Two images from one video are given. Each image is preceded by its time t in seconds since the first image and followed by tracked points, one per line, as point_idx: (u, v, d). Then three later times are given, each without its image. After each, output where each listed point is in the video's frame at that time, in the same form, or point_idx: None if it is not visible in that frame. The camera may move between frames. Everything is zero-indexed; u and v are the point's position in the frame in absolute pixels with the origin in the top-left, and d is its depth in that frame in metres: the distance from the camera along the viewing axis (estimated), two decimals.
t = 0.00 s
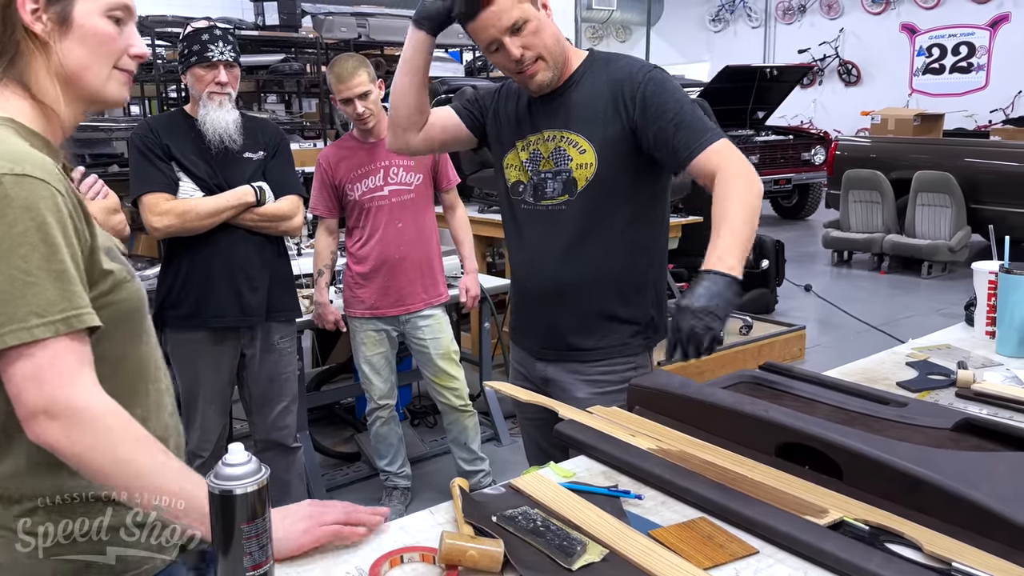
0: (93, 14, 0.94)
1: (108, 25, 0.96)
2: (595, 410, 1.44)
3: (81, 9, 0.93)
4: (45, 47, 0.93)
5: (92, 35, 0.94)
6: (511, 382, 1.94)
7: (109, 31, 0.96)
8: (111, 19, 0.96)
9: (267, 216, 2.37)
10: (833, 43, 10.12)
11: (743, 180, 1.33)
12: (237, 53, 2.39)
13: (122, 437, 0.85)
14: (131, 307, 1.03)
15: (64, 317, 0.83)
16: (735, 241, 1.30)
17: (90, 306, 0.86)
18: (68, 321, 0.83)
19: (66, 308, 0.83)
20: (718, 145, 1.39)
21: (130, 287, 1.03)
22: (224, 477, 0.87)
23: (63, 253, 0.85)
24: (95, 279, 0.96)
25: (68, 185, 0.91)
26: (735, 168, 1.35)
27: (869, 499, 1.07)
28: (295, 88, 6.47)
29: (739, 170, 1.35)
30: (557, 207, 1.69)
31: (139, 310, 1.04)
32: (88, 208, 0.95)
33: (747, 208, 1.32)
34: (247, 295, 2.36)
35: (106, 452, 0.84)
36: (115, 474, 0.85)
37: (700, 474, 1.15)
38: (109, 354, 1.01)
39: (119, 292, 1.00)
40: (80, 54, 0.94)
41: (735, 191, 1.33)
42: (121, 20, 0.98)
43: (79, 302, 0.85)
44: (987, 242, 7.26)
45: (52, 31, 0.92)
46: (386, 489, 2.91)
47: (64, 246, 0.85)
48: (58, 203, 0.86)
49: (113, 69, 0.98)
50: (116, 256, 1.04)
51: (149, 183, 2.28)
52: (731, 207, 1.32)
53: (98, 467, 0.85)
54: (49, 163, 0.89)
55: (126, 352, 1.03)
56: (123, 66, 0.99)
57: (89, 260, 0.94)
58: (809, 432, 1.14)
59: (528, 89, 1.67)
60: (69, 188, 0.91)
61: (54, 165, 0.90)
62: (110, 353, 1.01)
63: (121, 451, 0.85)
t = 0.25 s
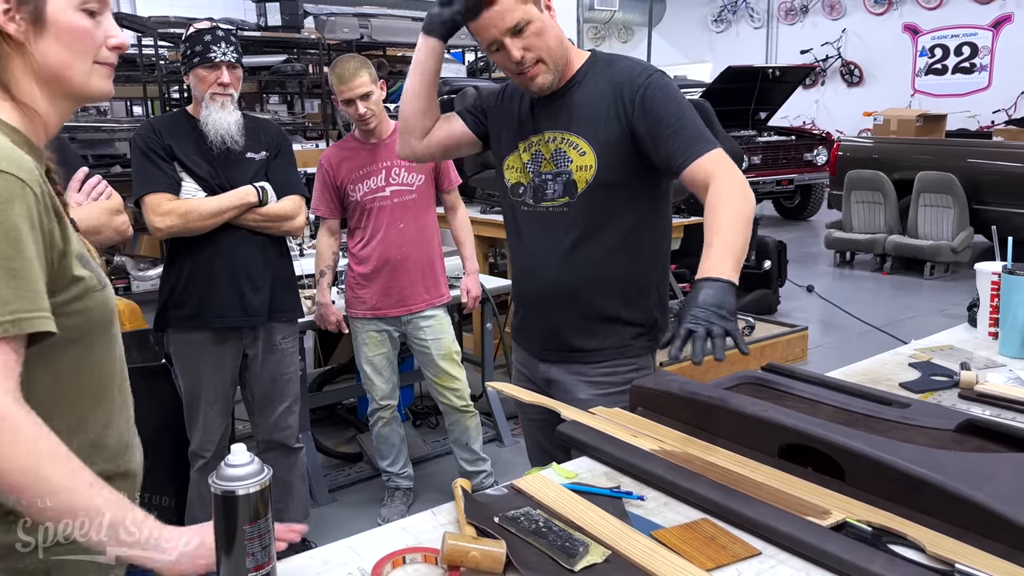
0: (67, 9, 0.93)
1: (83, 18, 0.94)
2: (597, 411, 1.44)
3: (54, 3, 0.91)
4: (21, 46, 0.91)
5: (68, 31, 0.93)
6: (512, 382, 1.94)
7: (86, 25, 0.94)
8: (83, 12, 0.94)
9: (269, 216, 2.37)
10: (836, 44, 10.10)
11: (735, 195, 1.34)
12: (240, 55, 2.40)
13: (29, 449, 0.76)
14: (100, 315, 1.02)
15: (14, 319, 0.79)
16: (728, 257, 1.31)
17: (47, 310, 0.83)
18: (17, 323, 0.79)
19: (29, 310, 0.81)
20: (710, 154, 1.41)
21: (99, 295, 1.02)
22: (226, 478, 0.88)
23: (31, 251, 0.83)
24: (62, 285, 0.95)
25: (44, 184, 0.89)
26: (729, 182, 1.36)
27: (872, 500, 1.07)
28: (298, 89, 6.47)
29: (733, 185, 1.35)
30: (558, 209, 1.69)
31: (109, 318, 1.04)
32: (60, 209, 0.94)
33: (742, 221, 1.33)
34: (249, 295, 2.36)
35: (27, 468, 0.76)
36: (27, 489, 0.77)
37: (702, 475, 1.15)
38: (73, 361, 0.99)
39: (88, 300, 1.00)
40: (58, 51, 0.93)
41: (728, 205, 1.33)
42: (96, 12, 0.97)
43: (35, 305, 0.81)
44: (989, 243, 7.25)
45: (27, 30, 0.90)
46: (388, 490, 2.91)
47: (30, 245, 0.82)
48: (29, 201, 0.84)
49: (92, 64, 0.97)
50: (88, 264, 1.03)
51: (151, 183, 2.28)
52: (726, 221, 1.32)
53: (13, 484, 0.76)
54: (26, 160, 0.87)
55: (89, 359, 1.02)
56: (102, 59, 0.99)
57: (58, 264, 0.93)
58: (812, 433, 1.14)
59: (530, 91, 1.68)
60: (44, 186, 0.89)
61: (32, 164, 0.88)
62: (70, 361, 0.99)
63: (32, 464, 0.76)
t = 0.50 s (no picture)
0: (43, 6, 0.95)
1: (61, 16, 0.97)
2: (599, 411, 1.44)
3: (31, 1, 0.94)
4: None
5: (43, 28, 0.96)
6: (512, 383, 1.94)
7: (61, 23, 0.97)
8: (62, 11, 0.97)
9: (271, 216, 2.37)
10: (837, 44, 10.10)
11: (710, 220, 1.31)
12: (242, 55, 2.41)
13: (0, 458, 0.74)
14: (88, 305, 1.03)
15: None
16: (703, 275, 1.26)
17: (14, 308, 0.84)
18: None
19: None
20: (685, 174, 1.40)
21: (85, 284, 1.03)
22: (229, 478, 0.89)
23: None
24: (40, 278, 0.97)
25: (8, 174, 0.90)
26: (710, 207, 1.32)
27: (874, 501, 1.07)
28: (300, 90, 6.48)
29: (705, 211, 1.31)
30: (556, 211, 1.70)
31: (100, 307, 1.05)
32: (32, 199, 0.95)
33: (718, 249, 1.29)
34: (252, 295, 2.36)
35: None
36: None
37: (704, 476, 1.15)
38: (65, 353, 1.01)
39: (72, 290, 1.01)
40: (32, 47, 0.96)
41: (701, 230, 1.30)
42: (74, 10, 0.99)
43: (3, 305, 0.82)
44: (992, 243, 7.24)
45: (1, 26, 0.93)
46: (390, 490, 2.91)
47: None
48: None
49: (68, 63, 1.00)
50: (71, 254, 1.04)
51: (153, 183, 2.28)
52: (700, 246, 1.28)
53: None
54: None
55: (81, 352, 1.02)
56: (78, 59, 1.01)
57: (33, 257, 0.95)
58: (814, 433, 1.14)
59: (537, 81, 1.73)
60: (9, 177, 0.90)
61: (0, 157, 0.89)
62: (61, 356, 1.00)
63: None
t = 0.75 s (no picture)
0: (40, 16, 0.95)
1: (56, 27, 0.97)
2: (601, 410, 1.44)
3: (27, 13, 0.94)
4: None
5: (39, 39, 0.96)
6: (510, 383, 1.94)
7: (57, 34, 0.97)
8: (58, 21, 0.97)
9: (273, 216, 2.37)
10: (839, 44, 10.10)
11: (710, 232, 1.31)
12: (245, 55, 2.40)
13: (21, 456, 0.77)
14: (94, 310, 1.02)
15: None
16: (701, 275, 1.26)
17: (32, 308, 0.85)
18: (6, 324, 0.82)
19: (16, 308, 0.83)
20: (692, 185, 1.41)
21: (89, 288, 1.02)
22: (234, 478, 0.88)
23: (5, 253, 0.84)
24: (47, 283, 0.96)
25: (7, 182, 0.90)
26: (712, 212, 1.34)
27: (875, 501, 1.07)
28: (302, 90, 6.49)
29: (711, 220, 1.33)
30: (544, 210, 1.71)
31: (103, 312, 1.04)
32: (31, 206, 0.95)
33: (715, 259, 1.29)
34: (254, 295, 2.37)
35: None
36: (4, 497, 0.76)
37: (705, 476, 1.15)
38: (74, 357, 1.01)
39: (77, 296, 1.00)
40: (26, 59, 0.96)
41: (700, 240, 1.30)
42: (69, 20, 0.99)
43: (16, 307, 0.83)
44: (994, 244, 7.24)
45: None
46: (391, 490, 2.91)
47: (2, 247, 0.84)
48: None
49: (62, 74, 1.00)
50: (75, 259, 1.03)
51: (156, 183, 2.29)
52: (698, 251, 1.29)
53: None
54: None
55: (90, 356, 1.03)
56: (72, 70, 1.01)
57: (39, 262, 0.95)
58: (815, 433, 1.14)
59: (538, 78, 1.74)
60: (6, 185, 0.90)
61: None
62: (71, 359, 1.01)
63: (15, 469, 0.77)
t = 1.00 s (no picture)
0: (38, 27, 0.96)
1: (54, 37, 0.98)
2: (603, 411, 1.44)
3: (25, 24, 0.95)
4: None
5: (37, 50, 0.96)
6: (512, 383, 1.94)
7: (55, 44, 0.98)
8: (57, 31, 0.98)
9: (276, 217, 2.38)
10: (841, 45, 10.10)
11: (664, 274, 1.46)
12: (247, 56, 2.41)
13: (25, 456, 0.78)
14: (88, 314, 1.03)
15: None
16: (641, 314, 1.45)
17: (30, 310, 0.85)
18: (8, 325, 0.82)
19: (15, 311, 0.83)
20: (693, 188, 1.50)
21: (83, 293, 1.03)
22: (236, 477, 0.89)
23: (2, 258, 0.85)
24: (42, 288, 0.97)
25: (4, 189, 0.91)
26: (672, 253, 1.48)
27: (877, 501, 1.07)
28: (303, 90, 6.49)
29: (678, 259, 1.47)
30: (541, 209, 1.72)
31: (97, 316, 1.05)
32: (27, 212, 0.95)
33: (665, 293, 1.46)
34: (256, 295, 2.37)
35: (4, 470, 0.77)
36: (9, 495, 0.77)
37: (707, 476, 1.15)
38: (67, 359, 1.01)
39: (71, 300, 1.01)
40: (24, 70, 0.96)
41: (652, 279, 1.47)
42: (67, 30, 1.00)
43: (17, 308, 0.83)
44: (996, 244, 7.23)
45: None
46: (393, 490, 2.92)
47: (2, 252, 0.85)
48: None
49: (59, 83, 1.01)
50: (69, 264, 1.05)
51: (158, 183, 2.29)
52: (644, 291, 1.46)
53: None
54: None
55: (83, 360, 1.03)
56: (69, 79, 1.02)
57: (33, 267, 0.95)
58: (816, 433, 1.14)
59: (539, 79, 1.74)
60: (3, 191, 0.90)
61: None
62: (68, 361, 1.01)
63: (21, 471, 0.78)
